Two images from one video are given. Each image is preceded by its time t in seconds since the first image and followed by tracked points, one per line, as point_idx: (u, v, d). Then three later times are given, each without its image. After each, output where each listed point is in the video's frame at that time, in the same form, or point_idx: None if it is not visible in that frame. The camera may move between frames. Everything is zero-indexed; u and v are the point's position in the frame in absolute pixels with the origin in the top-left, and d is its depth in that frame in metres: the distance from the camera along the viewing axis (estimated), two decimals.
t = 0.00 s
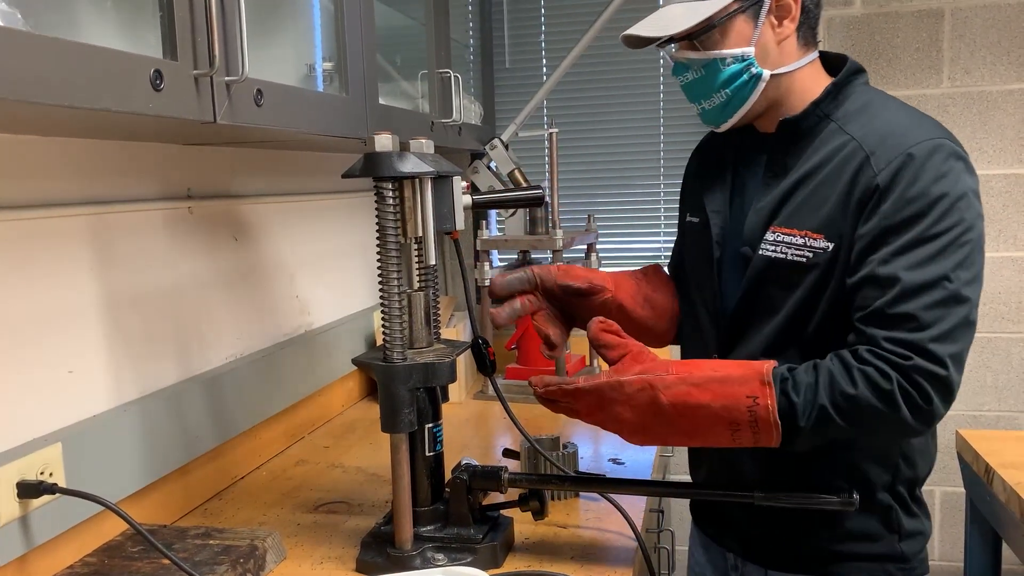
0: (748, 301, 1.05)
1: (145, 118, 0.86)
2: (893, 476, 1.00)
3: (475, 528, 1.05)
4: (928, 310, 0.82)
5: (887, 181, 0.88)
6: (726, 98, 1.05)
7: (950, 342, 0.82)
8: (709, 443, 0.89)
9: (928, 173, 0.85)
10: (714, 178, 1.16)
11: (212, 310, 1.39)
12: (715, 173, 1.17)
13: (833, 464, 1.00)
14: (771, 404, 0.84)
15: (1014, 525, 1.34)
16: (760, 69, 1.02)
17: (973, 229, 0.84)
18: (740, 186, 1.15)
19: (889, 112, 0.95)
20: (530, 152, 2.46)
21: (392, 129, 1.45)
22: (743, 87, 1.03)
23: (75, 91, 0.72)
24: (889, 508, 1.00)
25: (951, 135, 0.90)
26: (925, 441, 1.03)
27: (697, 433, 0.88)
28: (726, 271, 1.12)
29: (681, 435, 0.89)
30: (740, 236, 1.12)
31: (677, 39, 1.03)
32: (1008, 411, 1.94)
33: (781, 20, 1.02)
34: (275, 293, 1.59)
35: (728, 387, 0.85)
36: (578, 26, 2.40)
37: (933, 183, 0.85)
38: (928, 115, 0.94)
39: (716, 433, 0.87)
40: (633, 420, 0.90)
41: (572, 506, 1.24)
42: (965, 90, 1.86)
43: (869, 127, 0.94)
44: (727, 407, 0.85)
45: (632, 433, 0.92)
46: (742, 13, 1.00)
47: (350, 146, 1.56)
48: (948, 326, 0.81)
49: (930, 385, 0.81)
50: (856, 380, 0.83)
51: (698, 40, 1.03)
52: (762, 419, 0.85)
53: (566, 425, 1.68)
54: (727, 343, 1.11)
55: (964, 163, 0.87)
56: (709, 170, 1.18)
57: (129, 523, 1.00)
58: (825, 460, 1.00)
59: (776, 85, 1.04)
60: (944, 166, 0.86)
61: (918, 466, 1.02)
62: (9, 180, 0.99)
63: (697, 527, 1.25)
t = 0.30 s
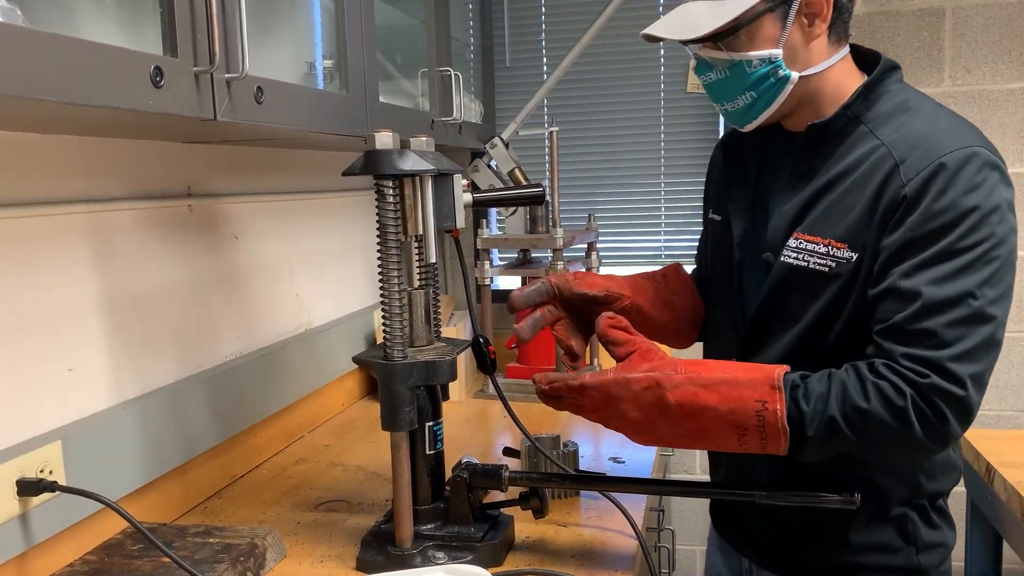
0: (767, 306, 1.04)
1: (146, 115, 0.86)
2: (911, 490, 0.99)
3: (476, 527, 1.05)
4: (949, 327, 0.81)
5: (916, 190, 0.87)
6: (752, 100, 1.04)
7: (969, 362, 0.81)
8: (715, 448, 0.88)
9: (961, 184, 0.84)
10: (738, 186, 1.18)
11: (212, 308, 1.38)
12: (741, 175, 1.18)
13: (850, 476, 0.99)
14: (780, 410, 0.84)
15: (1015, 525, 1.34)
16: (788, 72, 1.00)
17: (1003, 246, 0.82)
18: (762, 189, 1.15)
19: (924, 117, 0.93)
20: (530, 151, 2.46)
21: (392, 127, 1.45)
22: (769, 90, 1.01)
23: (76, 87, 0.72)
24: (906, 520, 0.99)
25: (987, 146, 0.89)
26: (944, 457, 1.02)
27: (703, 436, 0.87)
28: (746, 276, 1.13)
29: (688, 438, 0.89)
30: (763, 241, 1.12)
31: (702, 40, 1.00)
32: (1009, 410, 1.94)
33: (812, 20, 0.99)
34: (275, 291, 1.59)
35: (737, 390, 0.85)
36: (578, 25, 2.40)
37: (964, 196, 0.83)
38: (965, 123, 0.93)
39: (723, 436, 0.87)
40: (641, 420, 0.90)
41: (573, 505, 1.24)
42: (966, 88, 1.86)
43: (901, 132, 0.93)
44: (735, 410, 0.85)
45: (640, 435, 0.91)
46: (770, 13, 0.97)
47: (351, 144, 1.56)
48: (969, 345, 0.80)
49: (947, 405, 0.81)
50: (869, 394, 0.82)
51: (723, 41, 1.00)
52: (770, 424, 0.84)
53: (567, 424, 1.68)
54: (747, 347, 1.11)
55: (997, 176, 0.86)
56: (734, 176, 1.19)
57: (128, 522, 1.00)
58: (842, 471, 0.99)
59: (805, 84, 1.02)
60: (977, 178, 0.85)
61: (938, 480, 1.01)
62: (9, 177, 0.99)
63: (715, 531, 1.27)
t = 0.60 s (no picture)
0: (775, 306, 1.04)
1: (148, 110, 0.86)
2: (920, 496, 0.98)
3: (477, 524, 1.05)
4: (972, 332, 0.79)
5: (933, 192, 0.86)
6: (755, 119, 1.05)
7: (995, 367, 0.80)
8: (721, 429, 0.89)
9: (979, 185, 0.83)
10: (749, 187, 1.17)
11: (213, 304, 1.38)
12: (751, 176, 1.18)
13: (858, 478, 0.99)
14: (789, 395, 0.84)
15: (1017, 523, 1.34)
16: (785, 89, 1.00)
17: None
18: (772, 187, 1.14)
19: (943, 117, 0.92)
20: (532, 149, 2.46)
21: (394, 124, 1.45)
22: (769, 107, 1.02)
23: (78, 82, 0.72)
24: (913, 527, 0.99)
25: (1009, 146, 0.88)
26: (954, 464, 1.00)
27: (714, 415, 0.89)
28: (756, 275, 1.12)
29: (700, 417, 0.90)
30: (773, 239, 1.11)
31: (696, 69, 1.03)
32: (1011, 409, 1.94)
33: (804, 32, 0.96)
34: (276, 288, 1.59)
35: (750, 369, 0.86)
36: (580, 23, 2.40)
37: (984, 198, 0.82)
38: (989, 123, 0.92)
39: (732, 417, 0.87)
40: (656, 394, 0.92)
41: (574, 502, 1.24)
42: (969, 87, 1.86)
43: (920, 132, 0.92)
44: (744, 389, 0.86)
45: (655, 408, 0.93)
46: (757, 35, 0.97)
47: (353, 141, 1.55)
48: (994, 350, 0.79)
49: (970, 410, 0.80)
50: (895, 391, 0.82)
51: (718, 66, 1.02)
52: (778, 410, 0.85)
53: (568, 422, 1.68)
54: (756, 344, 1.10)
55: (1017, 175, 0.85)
56: (745, 177, 1.19)
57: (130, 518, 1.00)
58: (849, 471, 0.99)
59: (810, 93, 1.02)
60: (998, 178, 0.83)
61: (948, 488, 1.00)
62: (12, 173, 0.99)
63: (721, 531, 1.27)
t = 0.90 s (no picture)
0: (766, 302, 1.03)
1: (150, 106, 0.86)
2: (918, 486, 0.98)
3: (478, 521, 1.05)
4: (893, 297, 0.81)
5: (890, 171, 0.87)
6: (743, 127, 1.06)
7: (909, 334, 0.80)
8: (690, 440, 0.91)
9: (930, 165, 0.84)
10: (743, 186, 1.14)
11: (214, 300, 1.38)
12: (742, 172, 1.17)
13: (857, 474, 0.98)
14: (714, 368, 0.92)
15: (1016, 523, 1.34)
16: (770, 95, 1.00)
17: (969, 224, 0.80)
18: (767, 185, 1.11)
19: (921, 109, 0.92)
20: (533, 147, 2.46)
21: (396, 121, 1.44)
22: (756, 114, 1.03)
23: (80, 77, 0.72)
24: (911, 518, 0.99)
25: (979, 137, 0.87)
26: (946, 450, 1.00)
27: (672, 420, 0.93)
28: (751, 273, 1.10)
29: (665, 433, 0.93)
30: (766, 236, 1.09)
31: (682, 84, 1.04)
32: (1011, 409, 1.94)
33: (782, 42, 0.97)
34: (277, 285, 1.58)
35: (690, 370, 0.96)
36: (582, 21, 2.40)
37: (931, 175, 0.83)
38: (968, 117, 0.91)
39: (685, 413, 0.92)
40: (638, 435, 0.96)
41: (575, 499, 1.25)
42: (970, 86, 1.86)
43: (892, 121, 0.92)
44: (687, 382, 0.94)
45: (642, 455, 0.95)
46: (736, 48, 0.98)
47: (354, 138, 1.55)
48: (909, 317, 0.80)
49: (882, 374, 0.81)
50: (815, 351, 0.85)
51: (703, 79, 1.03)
52: (713, 384, 0.91)
53: (569, 420, 1.68)
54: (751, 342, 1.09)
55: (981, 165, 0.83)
56: (741, 178, 1.16)
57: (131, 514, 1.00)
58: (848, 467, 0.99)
59: (794, 99, 1.02)
60: (953, 160, 0.84)
61: (942, 473, 1.00)
62: (14, 169, 0.99)
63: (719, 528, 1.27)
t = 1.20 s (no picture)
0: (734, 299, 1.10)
1: (153, 103, 0.86)
2: (893, 465, 1.03)
3: (478, 519, 1.05)
4: (828, 287, 0.90)
5: (827, 171, 0.96)
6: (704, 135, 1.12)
7: (846, 320, 0.89)
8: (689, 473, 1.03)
9: (860, 164, 0.92)
10: (711, 192, 1.19)
11: (215, 297, 1.38)
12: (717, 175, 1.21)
13: (836, 460, 1.04)
14: (688, 416, 1.01)
15: (1016, 523, 1.34)
16: (725, 104, 1.07)
17: (896, 215, 0.88)
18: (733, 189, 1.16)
19: (860, 107, 0.99)
20: (534, 146, 2.46)
21: (397, 121, 1.45)
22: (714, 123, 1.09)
23: (83, 74, 0.72)
24: (891, 498, 1.03)
25: (909, 131, 0.95)
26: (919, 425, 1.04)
27: (665, 462, 1.04)
28: (717, 273, 1.15)
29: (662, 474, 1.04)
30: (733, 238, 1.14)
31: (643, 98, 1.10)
32: (1011, 409, 1.94)
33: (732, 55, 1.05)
34: (279, 283, 1.59)
35: (661, 418, 1.05)
36: (583, 20, 2.40)
37: (861, 174, 0.92)
38: (903, 111, 0.98)
39: (675, 457, 1.03)
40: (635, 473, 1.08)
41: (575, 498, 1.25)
42: (971, 87, 1.85)
43: (834, 122, 1.00)
44: (665, 430, 1.03)
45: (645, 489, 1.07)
46: (690, 62, 1.05)
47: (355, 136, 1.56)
48: (846, 303, 0.88)
49: (822, 359, 0.90)
50: (764, 350, 0.95)
51: (664, 92, 1.10)
52: (689, 429, 1.00)
53: (569, 418, 1.68)
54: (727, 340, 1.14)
55: (908, 158, 0.91)
56: (709, 184, 1.21)
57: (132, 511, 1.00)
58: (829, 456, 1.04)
59: (749, 106, 1.08)
60: (883, 156, 0.92)
61: (918, 449, 1.04)
62: (16, 166, 0.99)
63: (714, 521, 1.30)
